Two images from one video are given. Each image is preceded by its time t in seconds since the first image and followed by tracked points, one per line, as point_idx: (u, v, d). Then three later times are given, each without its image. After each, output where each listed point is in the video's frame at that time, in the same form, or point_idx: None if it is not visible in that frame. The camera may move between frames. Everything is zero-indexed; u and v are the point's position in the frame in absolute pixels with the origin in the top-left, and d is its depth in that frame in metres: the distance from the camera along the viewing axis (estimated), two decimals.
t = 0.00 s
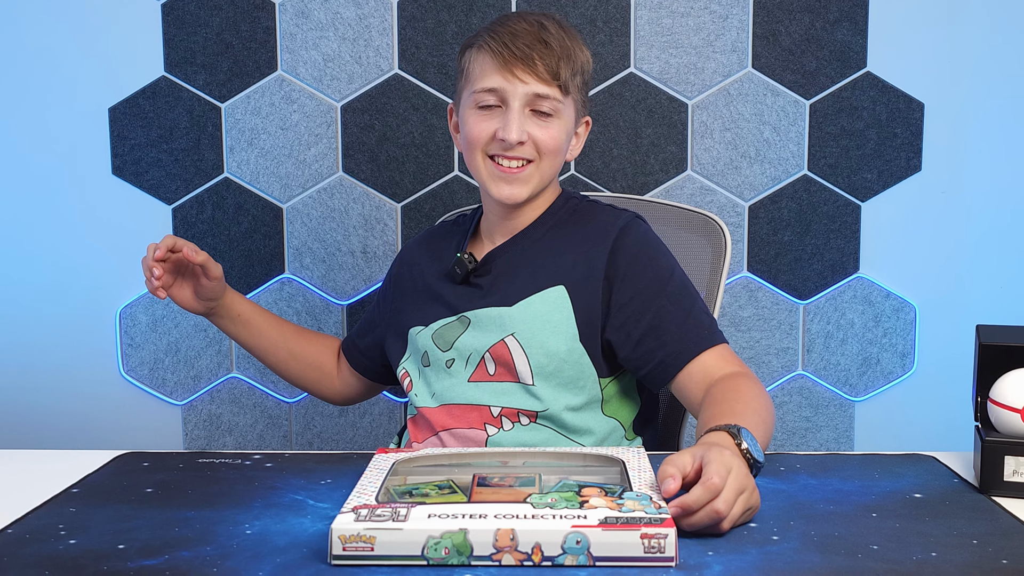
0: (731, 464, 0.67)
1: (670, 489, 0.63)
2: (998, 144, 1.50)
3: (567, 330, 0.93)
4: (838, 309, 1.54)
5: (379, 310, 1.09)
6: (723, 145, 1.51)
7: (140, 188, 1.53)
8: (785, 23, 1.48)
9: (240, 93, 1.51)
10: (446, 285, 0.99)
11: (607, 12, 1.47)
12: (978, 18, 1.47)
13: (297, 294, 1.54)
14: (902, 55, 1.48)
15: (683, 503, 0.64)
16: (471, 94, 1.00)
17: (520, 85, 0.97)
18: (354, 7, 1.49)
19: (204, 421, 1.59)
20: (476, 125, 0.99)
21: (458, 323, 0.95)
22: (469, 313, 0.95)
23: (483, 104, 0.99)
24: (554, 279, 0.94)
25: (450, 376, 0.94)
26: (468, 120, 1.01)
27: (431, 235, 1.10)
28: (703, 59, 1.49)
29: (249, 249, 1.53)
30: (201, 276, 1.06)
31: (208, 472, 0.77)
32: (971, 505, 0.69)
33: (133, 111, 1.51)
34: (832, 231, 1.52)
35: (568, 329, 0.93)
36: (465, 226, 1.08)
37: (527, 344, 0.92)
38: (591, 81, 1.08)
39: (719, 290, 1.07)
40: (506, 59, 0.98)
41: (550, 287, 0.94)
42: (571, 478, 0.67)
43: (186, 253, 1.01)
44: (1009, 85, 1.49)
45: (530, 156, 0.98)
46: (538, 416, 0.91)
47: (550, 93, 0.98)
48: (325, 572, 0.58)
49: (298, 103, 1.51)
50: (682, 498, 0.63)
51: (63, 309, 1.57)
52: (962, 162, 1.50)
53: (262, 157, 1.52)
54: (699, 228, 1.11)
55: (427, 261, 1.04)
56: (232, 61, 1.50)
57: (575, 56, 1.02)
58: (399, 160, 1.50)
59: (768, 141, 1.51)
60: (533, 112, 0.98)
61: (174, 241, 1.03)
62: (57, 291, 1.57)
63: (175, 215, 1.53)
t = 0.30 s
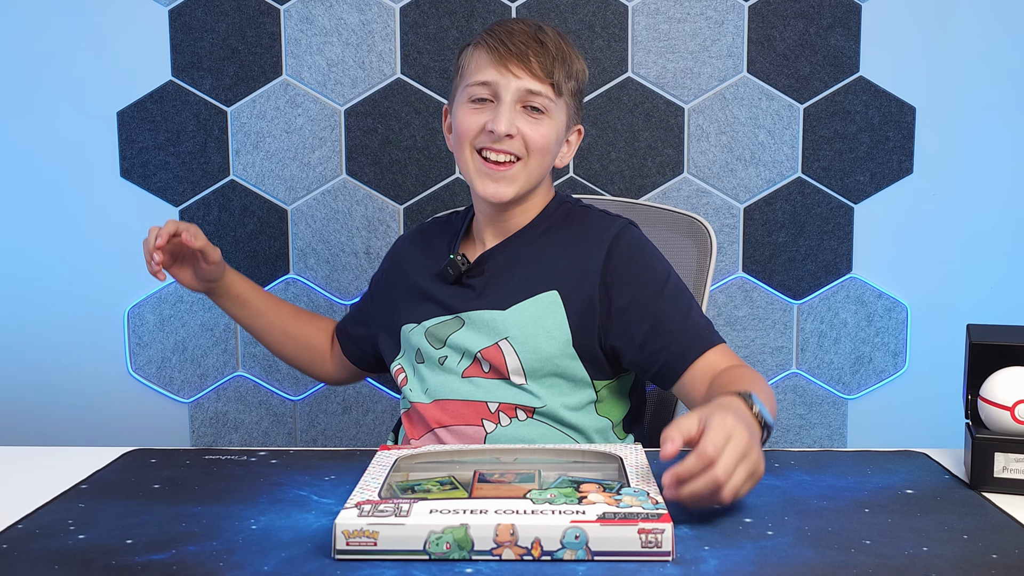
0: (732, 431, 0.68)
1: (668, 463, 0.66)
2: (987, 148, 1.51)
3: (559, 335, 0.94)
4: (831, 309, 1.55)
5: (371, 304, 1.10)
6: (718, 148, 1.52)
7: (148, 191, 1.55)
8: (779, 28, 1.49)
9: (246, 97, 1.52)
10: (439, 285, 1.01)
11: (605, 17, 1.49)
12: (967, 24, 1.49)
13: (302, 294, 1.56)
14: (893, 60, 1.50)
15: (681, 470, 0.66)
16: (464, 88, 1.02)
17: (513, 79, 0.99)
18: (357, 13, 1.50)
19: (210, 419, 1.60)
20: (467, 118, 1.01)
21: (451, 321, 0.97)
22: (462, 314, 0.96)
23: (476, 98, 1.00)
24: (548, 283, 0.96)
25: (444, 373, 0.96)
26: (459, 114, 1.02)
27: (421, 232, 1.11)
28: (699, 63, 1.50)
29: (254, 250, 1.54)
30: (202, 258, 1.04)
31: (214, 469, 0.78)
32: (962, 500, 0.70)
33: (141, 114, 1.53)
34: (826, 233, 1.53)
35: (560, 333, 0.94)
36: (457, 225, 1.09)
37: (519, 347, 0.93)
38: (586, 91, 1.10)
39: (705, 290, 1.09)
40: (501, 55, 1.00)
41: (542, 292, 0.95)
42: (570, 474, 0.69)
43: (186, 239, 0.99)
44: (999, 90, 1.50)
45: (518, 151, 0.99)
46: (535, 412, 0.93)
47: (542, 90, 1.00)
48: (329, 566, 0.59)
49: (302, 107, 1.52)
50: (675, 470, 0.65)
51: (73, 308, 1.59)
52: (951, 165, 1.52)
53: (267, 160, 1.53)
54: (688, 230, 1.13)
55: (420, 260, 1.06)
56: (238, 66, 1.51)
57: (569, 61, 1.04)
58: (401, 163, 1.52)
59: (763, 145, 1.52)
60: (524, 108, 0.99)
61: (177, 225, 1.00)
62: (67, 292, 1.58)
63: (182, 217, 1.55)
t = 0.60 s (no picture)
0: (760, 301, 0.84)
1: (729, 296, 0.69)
2: (977, 152, 1.53)
3: (578, 350, 0.93)
4: (825, 308, 1.57)
5: (364, 288, 1.08)
6: (715, 151, 1.54)
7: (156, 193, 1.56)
8: (774, 34, 1.51)
9: (251, 101, 1.54)
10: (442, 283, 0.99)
11: (604, 23, 1.50)
12: (957, 29, 1.50)
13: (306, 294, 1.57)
14: (884, 65, 1.51)
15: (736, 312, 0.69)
16: (497, 82, 0.99)
17: (551, 77, 0.97)
18: (361, 18, 1.51)
19: (216, 416, 1.62)
20: (498, 112, 0.97)
21: (462, 328, 0.95)
22: (476, 321, 0.95)
23: (508, 93, 0.97)
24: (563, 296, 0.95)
25: (448, 379, 0.94)
26: (489, 107, 0.99)
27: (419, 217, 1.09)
28: (695, 68, 1.52)
29: (259, 250, 1.56)
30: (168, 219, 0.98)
31: (220, 465, 0.80)
32: (953, 496, 0.72)
33: (148, 118, 1.54)
34: (820, 234, 1.55)
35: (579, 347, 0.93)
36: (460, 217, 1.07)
37: (536, 361, 0.93)
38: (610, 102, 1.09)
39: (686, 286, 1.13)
40: (540, 53, 0.98)
41: (564, 305, 0.95)
42: (569, 471, 0.70)
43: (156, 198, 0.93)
44: (988, 94, 1.52)
45: (547, 152, 0.96)
46: (545, 425, 0.93)
47: (579, 91, 0.97)
48: (333, 561, 0.61)
49: (307, 111, 1.53)
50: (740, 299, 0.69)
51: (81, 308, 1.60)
52: (943, 168, 1.53)
53: (273, 163, 1.55)
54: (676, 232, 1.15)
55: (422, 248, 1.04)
56: (244, 70, 1.53)
57: (603, 67, 1.02)
58: (404, 166, 1.53)
59: (758, 148, 1.54)
60: (559, 108, 0.97)
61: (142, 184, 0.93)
62: (77, 292, 1.60)
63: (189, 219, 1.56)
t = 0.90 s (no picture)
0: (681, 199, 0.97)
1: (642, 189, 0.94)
2: (968, 156, 1.54)
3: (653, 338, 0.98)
4: (818, 308, 1.58)
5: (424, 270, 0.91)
6: (711, 154, 1.55)
7: (163, 195, 1.57)
8: (768, 39, 1.53)
9: (257, 105, 1.55)
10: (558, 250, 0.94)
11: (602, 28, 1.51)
12: (949, 36, 1.52)
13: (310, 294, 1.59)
14: (877, 70, 1.53)
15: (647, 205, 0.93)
16: (549, 81, 0.95)
17: (599, 60, 0.94)
18: (364, 23, 1.53)
19: (223, 414, 1.63)
20: (561, 106, 0.92)
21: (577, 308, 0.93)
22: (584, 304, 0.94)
23: (564, 84, 0.93)
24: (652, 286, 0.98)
25: (549, 361, 0.92)
26: (548, 106, 0.94)
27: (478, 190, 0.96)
28: (691, 72, 1.53)
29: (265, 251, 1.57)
30: None
31: (226, 462, 0.81)
32: (944, 492, 0.73)
33: (155, 121, 1.55)
34: (813, 235, 1.56)
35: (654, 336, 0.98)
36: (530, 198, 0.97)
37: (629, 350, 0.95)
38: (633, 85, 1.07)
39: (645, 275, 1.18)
40: (580, 42, 0.95)
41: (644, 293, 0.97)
42: (568, 467, 0.71)
43: None
44: (980, 99, 1.54)
45: (617, 129, 0.92)
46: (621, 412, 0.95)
47: (630, 66, 0.95)
48: (337, 555, 0.62)
49: (311, 114, 1.55)
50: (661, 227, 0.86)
51: (87, 308, 1.62)
52: (935, 172, 1.55)
53: (277, 165, 1.56)
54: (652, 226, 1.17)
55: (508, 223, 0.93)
56: (249, 74, 1.54)
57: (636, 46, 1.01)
58: (406, 168, 1.54)
59: (753, 150, 1.55)
60: (618, 86, 0.93)
61: None
62: (83, 292, 1.61)
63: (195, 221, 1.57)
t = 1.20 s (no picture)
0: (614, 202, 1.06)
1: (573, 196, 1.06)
2: (962, 159, 1.56)
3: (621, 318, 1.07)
4: (813, 307, 1.60)
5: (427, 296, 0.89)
6: (707, 156, 1.56)
7: (170, 197, 1.59)
8: (763, 44, 1.54)
9: (262, 108, 1.56)
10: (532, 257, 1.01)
11: (600, 33, 1.53)
12: (942, 40, 1.54)
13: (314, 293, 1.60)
14: (872, 74, 1.55)
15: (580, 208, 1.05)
16: (479, 88, 1.03)
17: (524, 63, 1.03)
18: (366, 28, 1.54)
19: (229, 412, 1.64)
20: (491, 110, 1.01)
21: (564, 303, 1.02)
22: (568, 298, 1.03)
23: (494, 89, 1.02)
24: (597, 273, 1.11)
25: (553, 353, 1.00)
26: (480, 110, 1.02)
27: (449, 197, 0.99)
28: (688, 76, 1.55)
29: (270, 252, 1.59)
30: None
31: (231, 458, 0.83)
32: (936, 488, 0.75)
33: (162, 125, 1.57)
34: (807, 236, 1.58)
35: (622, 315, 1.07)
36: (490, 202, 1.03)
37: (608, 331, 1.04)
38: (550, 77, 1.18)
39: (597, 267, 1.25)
40: (506, 47, 1.03)
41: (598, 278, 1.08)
42: (567, 463, 0.73)
43: None
44: (973, 102, 1.55)
45: (549, 127, 1.01)
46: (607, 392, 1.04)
47: (552, 67, 1.05)
48: (340, 550, 0.64)
49: (314, 118, 1.56)
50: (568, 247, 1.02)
51: (93, 307, 1.63)
52: (928, 174, 1.56)
53: (282, 168, 1.58)
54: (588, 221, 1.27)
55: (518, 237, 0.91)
56: (254, 78, 1.55)
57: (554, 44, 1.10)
58: (408, 170, 1.56)
59: (748, 153, 1.57)
60: (542, 87, 1.03)
61: None
62: (90, 291, 1.63)
63: (201, 222, 1.59)
